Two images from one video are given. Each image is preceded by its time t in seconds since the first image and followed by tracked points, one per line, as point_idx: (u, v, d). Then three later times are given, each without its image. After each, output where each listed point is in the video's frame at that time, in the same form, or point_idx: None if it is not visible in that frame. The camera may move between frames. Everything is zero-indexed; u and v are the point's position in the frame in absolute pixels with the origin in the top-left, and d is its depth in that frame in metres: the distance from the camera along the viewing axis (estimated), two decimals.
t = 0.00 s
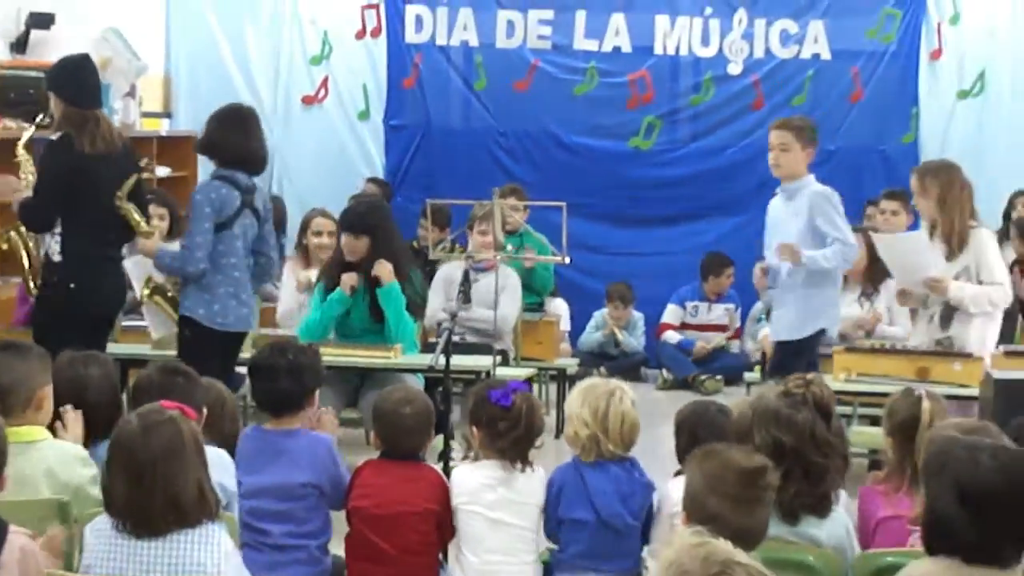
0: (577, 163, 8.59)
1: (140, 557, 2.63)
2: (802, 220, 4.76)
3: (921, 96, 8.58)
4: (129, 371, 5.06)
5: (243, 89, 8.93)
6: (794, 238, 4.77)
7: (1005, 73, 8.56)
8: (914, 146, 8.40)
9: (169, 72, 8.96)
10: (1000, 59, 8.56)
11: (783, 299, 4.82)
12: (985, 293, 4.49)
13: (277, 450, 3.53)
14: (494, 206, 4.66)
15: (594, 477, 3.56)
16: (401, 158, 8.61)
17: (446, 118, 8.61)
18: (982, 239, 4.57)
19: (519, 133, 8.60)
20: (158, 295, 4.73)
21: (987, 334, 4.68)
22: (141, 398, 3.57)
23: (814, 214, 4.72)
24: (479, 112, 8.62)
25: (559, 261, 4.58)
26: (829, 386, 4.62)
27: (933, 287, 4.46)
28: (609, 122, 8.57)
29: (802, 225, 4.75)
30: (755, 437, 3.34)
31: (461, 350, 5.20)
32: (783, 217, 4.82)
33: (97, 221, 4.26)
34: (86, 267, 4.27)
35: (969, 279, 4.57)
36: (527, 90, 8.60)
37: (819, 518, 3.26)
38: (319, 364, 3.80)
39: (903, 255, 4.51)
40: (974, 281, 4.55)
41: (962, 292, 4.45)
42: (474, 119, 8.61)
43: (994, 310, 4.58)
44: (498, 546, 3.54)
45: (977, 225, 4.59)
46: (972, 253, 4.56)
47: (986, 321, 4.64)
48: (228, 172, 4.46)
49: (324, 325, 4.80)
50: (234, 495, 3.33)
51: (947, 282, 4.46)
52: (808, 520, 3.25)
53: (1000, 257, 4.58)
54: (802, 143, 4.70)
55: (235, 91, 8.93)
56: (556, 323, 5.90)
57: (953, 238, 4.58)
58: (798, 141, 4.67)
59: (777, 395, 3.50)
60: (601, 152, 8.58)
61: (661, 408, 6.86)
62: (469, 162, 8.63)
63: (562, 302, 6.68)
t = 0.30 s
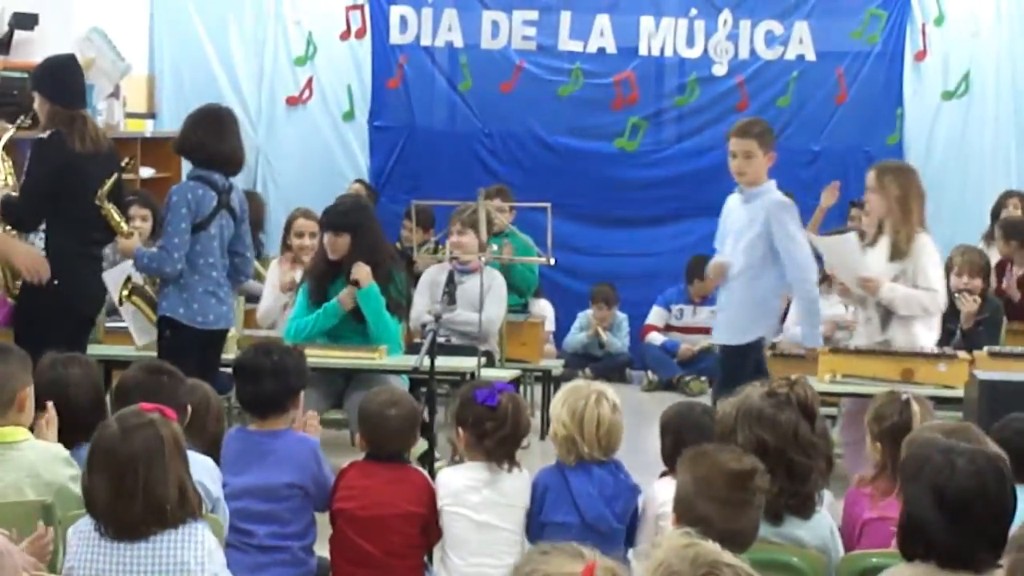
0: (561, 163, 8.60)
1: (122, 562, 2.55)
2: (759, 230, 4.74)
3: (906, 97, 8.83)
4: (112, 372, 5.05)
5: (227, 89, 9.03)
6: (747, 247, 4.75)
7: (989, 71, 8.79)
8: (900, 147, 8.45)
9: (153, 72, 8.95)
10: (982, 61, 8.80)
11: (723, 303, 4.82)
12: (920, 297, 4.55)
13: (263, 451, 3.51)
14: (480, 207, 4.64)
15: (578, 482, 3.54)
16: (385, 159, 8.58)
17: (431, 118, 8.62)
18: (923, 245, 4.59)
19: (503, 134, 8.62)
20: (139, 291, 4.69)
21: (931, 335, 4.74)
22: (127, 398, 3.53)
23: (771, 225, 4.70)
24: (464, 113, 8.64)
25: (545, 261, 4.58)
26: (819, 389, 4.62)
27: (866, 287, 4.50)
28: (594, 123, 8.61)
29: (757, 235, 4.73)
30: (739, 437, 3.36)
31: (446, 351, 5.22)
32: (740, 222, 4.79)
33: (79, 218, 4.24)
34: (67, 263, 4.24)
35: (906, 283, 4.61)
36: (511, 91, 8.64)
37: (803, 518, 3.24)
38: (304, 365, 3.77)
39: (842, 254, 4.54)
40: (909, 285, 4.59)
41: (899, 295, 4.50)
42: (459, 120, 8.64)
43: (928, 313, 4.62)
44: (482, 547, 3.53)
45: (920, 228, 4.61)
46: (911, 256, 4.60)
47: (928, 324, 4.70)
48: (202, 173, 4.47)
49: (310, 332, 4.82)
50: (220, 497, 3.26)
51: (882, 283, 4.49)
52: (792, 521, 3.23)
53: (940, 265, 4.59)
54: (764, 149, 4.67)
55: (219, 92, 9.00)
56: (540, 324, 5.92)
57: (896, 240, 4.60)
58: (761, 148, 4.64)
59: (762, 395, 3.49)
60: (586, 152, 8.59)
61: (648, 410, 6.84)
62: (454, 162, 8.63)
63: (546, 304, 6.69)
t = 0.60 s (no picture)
0: (549, 162, 8.63)
1: (111, 562, 2.54)
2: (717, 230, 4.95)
3: (894, 96, 8.83)
4: (101, 372, 5.05)
5: (216, 90, 9.03)
6: (700, 242, 4.96)
7: (976, 70, 8.80)
8: (887, 146, 8.45)
9: (140, 72, 8.99)
10: (969, 61, 8.82)
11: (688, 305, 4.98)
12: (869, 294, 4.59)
13: (252, 450, 3.48)
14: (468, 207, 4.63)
15: (566, 481, 3.54)
16: (371, 160, 8.62)
17: (419, 118, 8.65)
18: (873, 243, 4.65)
19: (491, 133, 8.65)
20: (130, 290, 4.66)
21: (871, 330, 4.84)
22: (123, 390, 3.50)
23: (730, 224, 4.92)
24: (452, 113, 8.66)
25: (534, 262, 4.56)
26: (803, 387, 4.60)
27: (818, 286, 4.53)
28: (582, 123, 8.62)
29: (716, 235, 4.94)
30: (725, 435, 3.36)
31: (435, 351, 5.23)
32: (695, 224, 4.97)
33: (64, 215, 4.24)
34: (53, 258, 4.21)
35: (856, 279, 4.66)
36: (498, 91, 8.65)
37: (790, 518, 3.22)
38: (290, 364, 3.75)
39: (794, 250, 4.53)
40: (860, 281, 4.65)
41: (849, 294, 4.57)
42: (446, 121, 8.66)
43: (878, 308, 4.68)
44: (472, 545, 3.50)
45: (870, 226, 4.66)
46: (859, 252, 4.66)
47: (874, 320, 4.80)
48: (199, 172, 4.46)
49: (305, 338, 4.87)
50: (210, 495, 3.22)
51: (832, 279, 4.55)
52: (780, 520, 3.21)
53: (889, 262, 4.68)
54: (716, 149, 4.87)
55: (207, 93, 9.02)
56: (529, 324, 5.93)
57: (846, 239, 4.67)
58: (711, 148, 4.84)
59: (750, 395, 3.49)
60: (573, 151, 8.62)
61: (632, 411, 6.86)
62: (441, 162, 8.67)
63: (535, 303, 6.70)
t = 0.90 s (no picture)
0: (536, 162, 8.64)
1: (103, 563, 2.52)
2: (660, 227, 4.92)
3: (881, 96, 8.84)
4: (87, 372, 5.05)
5: (203, 90, 9.03)
6: (642, 234, 4.93)
7: (962, 71, 8.82)
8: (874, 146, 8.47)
9: (128, 72, 8.96)
10: (956, 59, 8.84)
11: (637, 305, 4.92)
12: (821, 295, 4.48)
13: (241, 450, 3.46)
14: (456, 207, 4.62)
15: (554, 481, 3.51)
16: (359, 159, 8.62)
17: (406, 118, 8.66)
18: (824, 244, 4.52)
19: (478, 134, 8.66)
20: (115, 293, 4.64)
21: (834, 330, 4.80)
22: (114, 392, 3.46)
23: (672, 221, 4.89)
24: (438, 113, 8.68)
25: (522, 262, 4.55)
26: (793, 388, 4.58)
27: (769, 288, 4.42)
28: (569, 124, 8.62)
29: (660, 233, 4.91)
30: (712, 435, 3.36)
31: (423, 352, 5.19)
32: (638, 223, 4.94)
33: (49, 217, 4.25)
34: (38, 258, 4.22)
35: (807, 280, 4.55)
36: (484, 92, 8.66)
37: (777, 518, 3.21)
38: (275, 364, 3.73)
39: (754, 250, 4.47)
40: (810, 282, 4.54)
41: (801, 296, 4.43)
42: (434, 122, 8.66)
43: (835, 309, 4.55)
44: (462, 547, 3.46)
45: (823, 226, 4.55)
46: (809, 252, 4.54)
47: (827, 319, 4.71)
48: (189, 172, 4.45)
49: (293, 340, 4.89)
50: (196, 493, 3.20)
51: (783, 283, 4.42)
52: (767, 521, 3.21)
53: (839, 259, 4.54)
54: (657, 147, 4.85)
55: (194, 93, 9.02)
56: (515, 324, 5.95)
57: (796, 238, 4.56)
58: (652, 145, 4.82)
59: (737, 394, 3.48)
60: (561, 151, 8.62)
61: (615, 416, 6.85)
62: (427, 163, 8.68)
63: (523, 303, 6.71)
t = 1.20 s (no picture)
0: (524, 162, 8.65)
1: (91, 562, 2.51)
2: (605, 224, 4.77)
3: (869, 96, 8.82)
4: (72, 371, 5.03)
5: (190, 89, 9.00)
6: (588, 234, 4.76)
7: (949, 71, 8.84)
8: (862, 146, 8.59)
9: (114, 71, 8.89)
10: (943, 59, 8.85)
11: (580, 303, 4.77)
12: (771, 294, 4.39)
13: (233, 450, 3.43)
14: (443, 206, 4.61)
15: (541, 480, 3.49)
16: (347, 159, 8.61)
17: (394, 118, 8.63)
18: (769, 243, 4.46)
19: (466, 134, 8.66)
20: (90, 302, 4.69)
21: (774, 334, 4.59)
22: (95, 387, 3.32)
23: (620, 220, 4.76)
24: (426, 113, 8.67)
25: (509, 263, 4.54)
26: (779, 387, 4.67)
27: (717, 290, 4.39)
28: (557, 124, 8.63)
29: (607, 232, 4.77)
30: (698, 434, 3.34)
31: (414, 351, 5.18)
32: (581, 221, 4.77)
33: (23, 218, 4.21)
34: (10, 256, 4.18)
35: (751, 279, 4.49)
36: (472, 92, 8.66)
37: (764, 518, 3.20)
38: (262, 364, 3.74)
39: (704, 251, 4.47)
40: (755, 280, 4.47)
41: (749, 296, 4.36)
42: (421, 123, 8.67)
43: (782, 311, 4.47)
44: (446, 547, 3.46)
45: (767, 225, 4.47)
46: (754, 252, 4.47)
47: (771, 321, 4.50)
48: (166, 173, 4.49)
49: (282, 341, 4.94)
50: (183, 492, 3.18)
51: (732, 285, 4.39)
52: (753, 520, 3.19)
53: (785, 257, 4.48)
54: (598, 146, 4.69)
55: (181, 92, 8.98)
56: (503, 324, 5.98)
57: (741, 236, 4.49)
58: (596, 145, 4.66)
59: (724, 392, 3.47)
60: (549, 151, 8.64)
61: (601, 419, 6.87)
62: (415, 163, 8.67)
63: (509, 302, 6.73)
